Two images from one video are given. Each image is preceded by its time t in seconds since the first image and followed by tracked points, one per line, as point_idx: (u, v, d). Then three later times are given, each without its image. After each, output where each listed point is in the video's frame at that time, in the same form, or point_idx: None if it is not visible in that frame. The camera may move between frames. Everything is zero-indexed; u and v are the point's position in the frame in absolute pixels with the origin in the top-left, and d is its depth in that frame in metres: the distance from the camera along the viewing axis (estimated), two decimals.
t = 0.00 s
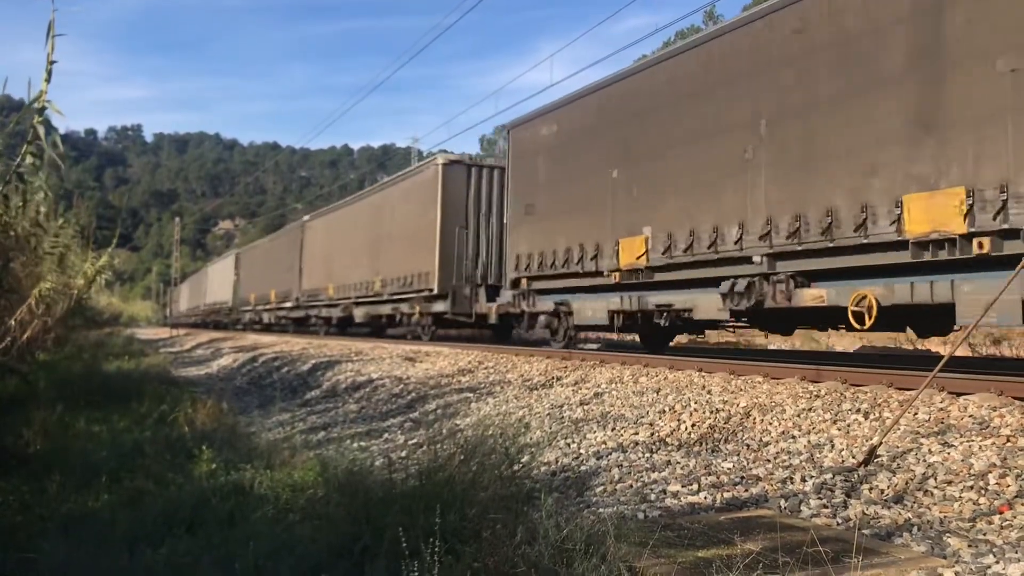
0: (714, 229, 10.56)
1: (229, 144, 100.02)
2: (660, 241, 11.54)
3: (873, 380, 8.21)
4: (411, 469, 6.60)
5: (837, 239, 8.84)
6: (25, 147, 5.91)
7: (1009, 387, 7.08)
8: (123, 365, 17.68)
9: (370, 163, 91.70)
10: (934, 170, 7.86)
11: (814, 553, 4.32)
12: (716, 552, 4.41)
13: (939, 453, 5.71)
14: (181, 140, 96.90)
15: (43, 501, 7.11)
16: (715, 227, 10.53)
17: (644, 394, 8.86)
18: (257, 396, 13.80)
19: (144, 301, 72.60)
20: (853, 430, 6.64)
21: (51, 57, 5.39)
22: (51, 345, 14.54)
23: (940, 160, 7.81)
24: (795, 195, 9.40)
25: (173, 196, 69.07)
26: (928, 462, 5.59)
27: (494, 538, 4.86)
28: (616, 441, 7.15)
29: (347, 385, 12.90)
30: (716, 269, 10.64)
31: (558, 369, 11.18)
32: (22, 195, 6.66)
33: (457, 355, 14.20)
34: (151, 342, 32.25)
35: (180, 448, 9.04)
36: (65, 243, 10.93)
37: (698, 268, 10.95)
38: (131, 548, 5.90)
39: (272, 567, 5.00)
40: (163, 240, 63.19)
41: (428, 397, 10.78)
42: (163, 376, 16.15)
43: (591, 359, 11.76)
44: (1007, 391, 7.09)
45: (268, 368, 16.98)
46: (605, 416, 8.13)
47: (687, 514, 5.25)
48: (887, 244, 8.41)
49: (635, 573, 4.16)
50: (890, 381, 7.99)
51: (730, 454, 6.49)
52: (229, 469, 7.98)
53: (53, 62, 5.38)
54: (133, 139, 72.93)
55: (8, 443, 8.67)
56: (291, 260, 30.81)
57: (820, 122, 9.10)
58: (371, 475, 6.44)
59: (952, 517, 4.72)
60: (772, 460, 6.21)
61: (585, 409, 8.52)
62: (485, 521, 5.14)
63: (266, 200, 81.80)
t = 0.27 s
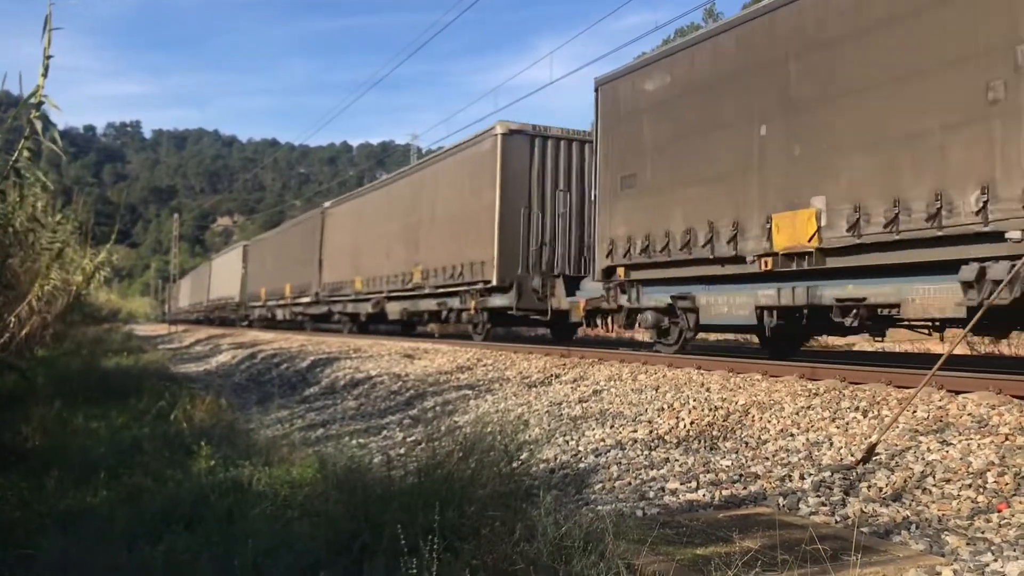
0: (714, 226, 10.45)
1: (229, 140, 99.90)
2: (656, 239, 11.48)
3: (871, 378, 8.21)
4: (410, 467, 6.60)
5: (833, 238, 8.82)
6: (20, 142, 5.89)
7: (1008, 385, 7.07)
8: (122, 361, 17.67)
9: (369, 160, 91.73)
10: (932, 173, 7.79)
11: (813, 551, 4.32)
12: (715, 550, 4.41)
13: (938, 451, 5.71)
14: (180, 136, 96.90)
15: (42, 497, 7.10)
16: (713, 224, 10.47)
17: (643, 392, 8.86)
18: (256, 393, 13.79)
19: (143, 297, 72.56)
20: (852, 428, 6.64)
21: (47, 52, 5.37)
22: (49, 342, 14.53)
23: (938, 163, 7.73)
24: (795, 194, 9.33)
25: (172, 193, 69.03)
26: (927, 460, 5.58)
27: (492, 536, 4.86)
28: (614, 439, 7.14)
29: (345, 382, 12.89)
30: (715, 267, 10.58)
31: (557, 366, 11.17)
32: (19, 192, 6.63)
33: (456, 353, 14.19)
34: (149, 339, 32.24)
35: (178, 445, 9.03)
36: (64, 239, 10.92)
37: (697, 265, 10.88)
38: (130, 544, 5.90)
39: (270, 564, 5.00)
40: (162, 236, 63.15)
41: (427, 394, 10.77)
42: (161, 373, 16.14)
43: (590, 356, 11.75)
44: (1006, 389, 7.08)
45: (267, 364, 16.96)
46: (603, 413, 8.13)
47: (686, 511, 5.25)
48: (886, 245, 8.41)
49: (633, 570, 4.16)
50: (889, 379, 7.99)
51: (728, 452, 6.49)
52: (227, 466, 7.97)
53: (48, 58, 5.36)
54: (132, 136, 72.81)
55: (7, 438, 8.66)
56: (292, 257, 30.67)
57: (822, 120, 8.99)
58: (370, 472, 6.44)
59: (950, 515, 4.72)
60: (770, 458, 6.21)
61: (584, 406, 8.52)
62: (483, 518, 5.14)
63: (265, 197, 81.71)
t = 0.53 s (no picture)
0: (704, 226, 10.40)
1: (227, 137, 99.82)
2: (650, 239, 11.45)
3: (869, 376, 8.21)
4: (408, 464, 6.60)
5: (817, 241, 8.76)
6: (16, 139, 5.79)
7: (1006, 384, 7.08)
8: (120, 358, 17.65)
9: (368, 158, 91.68)
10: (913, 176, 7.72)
11: (811, 548, 4.32)
12: (712, 548, 4.41)
13: (936, 450, 5.71)
14: (179, 133, 96.83)
15: (40, 494, 7.09)
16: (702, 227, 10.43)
17: (641, 389, 8.86)
18: (255, 390, 13.78)
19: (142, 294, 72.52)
20: (850, 426, 6.65)
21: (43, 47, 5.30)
22: (48, 338, 14.50)
23: (920, 166, 7.66)
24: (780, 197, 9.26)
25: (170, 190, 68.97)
26: (925, 458, 5.59)
27: (490, 533, 4.86)
28: (613, 437, 7.15)
29: (344, 379, 12.88)
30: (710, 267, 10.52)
31: (556, 364, 11.17)
32: (16, 188, 6.62)
33: (454, 350, 14.19)
34: (148, 336, 32.21)
35: (177, 442, 9.03)
36: (63, 236, 10.90)
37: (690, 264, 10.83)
38: (128, 541, 5.89)
39: (268, 562, 4.99)
40: (161, 233, 63.11)
41: (425, 392, 10.78)
42: (160, 370, 16.12)
43: (588, 354, 11.75)
44: (1004, 387, 7.10)
45: (265, 362, 16.95)
46: (602, 411, 8.13)
47: (684, 509, 5.26)
48: (872, 245, 8.32)
49: (631, 567, 4.16)
50: (888, 377, 8.00)
51: (727, 449, 6.49)
52: (226, 463, 7.96)
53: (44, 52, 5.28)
54: (131, 133, 72.75)
55: (4, 435, 8.65)
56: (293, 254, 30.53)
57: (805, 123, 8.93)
58: (368, 469, 6.44)
59: (948, 513, 4.73)
60: (769, 456, 6.21)
61: (582, 404, 8.52)
62: (482, 515, 5.14)
63: (264, 194, 81.66)
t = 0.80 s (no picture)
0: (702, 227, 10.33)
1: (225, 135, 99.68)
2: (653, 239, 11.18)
3: (868, 375, 8.21)
4: (407, 463, 6.60)
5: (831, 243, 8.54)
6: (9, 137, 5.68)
7: (1004, 382, 7.09)
8: (118, 356, 17.62)
9: (366, 156, 91.72)
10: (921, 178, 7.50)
11: (809, 547, 4.32)
12: (710, 546, 4.41)
13: (934, 448, 5.71)
14: (177, 132, 96.76)
15: (37, 492, 7.08)
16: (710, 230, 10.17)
17: (640, 388, 8.85)
18: (253, 389, 13.77)
19: (140, 293, 72.45)
20: (847, 425, 6.65)
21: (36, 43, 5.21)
22: (46, 337, 14.47)
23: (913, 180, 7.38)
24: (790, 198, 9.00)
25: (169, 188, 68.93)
26: (922, 457, 5.59)
27: (488, 532, 4.85)
28: (611, 435, 7.15)
29: (342, 378, 12.88)
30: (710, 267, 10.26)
31: (554, 362, 11.17)
32: (13, 186, 6.59)
33: (453, 349, 14.19)
34: (146, 334, 32.17)
35: (175, 440, 9.02)
36: (61, 234, 10.88)
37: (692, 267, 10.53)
38: (126, 540, 5.88)
39: (266, 561, 4.99)
40: (159, 231, 63.09)
41: (423, 390, 10.78)
42: (158, 368, 16.10)
43: (587, 353, 11.74)
44: (1002, 386, 7.10)
45: (263, 360, 16.93)
46: (600, 409, 8.13)
47: (682, 508, 5.26)
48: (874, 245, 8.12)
49: (630, 566, 4.16)
50: (886, 376, 8.00)
51: (725, 448, 6.50)
52: (223, 461, 7.95)
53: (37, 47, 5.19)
54: (129, 131, 72.64)
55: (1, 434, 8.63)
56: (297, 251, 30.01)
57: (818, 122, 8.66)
58: (366, 467, 6.45)
59: (946, 512, 4.73)
60: (767, 454, 6.21)
61: (580, 403, 8.52)
62: (479, 513, 5.13)
63: (263, 193, 81.63)
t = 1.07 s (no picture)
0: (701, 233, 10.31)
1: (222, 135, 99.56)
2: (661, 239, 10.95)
3: (865, 375, 8.22)
4: (404, 463, 6.60)
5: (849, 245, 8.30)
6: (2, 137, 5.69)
7: (1001, 383, 7.10)
8: (115, 356, 17.60)
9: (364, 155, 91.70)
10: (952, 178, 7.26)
11: (806, 547, 4.32)
12: (707, 546, 4.41)
13: (930, 448, 5.72)
14: (174, 131, 96.70)
15: (34, 493, 7.06)
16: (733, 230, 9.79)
17: (637, 388, 8.86)
18: (250, 388, 13.76)
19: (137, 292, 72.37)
20: (844, 425, 6.66)
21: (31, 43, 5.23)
22: (43, 336, 14.45)
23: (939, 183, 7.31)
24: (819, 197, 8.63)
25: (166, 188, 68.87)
26: (919, 457, 5.60)
27: (485, 531, 4.85)
28: (608, 435, 7.15)
29: (339, 378, 12.87)
30: (715, 267, 10.15)
31: (551, 362, 11.17)
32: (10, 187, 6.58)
33: (450, 349, 14.20)
34: (142, 334, 32.13)
35: (171, 440, 9.01)
36: (58, 234, 10.86)
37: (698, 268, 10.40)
38: (123, 540, 5.87)
39: (263, 562, 4.99)
40: (156, 231, 63.03)
41: (421, 390, 10.78)
42: (154, 368, 16.09)
43: (584, 353, 11.74)
44: (998, 386, 7.12)
45: (260, 360, 16.92)
46: (597, 410, 8.14)
47: (679, 507, 5.27)
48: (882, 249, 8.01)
49: (626, 566, 4.16)
50: (883, 376, 8.01)
51: (722, 448, 6.50)
52: (220, 461, 7.95)
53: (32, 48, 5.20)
54: (126, 130, 72.52)
55: None
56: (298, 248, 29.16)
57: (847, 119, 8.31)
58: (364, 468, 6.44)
59: (943, 512, 4.73)
60: (764, 455, 6.22)
61: (578, 403, 8.53)
62: (477, 513, 5.14)
63: (260, 192, 81.55)
